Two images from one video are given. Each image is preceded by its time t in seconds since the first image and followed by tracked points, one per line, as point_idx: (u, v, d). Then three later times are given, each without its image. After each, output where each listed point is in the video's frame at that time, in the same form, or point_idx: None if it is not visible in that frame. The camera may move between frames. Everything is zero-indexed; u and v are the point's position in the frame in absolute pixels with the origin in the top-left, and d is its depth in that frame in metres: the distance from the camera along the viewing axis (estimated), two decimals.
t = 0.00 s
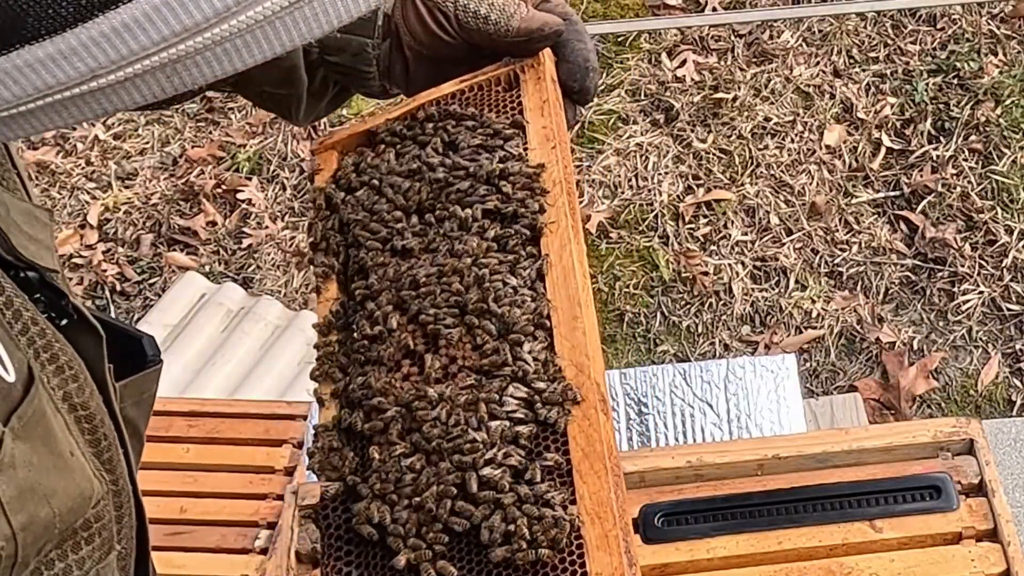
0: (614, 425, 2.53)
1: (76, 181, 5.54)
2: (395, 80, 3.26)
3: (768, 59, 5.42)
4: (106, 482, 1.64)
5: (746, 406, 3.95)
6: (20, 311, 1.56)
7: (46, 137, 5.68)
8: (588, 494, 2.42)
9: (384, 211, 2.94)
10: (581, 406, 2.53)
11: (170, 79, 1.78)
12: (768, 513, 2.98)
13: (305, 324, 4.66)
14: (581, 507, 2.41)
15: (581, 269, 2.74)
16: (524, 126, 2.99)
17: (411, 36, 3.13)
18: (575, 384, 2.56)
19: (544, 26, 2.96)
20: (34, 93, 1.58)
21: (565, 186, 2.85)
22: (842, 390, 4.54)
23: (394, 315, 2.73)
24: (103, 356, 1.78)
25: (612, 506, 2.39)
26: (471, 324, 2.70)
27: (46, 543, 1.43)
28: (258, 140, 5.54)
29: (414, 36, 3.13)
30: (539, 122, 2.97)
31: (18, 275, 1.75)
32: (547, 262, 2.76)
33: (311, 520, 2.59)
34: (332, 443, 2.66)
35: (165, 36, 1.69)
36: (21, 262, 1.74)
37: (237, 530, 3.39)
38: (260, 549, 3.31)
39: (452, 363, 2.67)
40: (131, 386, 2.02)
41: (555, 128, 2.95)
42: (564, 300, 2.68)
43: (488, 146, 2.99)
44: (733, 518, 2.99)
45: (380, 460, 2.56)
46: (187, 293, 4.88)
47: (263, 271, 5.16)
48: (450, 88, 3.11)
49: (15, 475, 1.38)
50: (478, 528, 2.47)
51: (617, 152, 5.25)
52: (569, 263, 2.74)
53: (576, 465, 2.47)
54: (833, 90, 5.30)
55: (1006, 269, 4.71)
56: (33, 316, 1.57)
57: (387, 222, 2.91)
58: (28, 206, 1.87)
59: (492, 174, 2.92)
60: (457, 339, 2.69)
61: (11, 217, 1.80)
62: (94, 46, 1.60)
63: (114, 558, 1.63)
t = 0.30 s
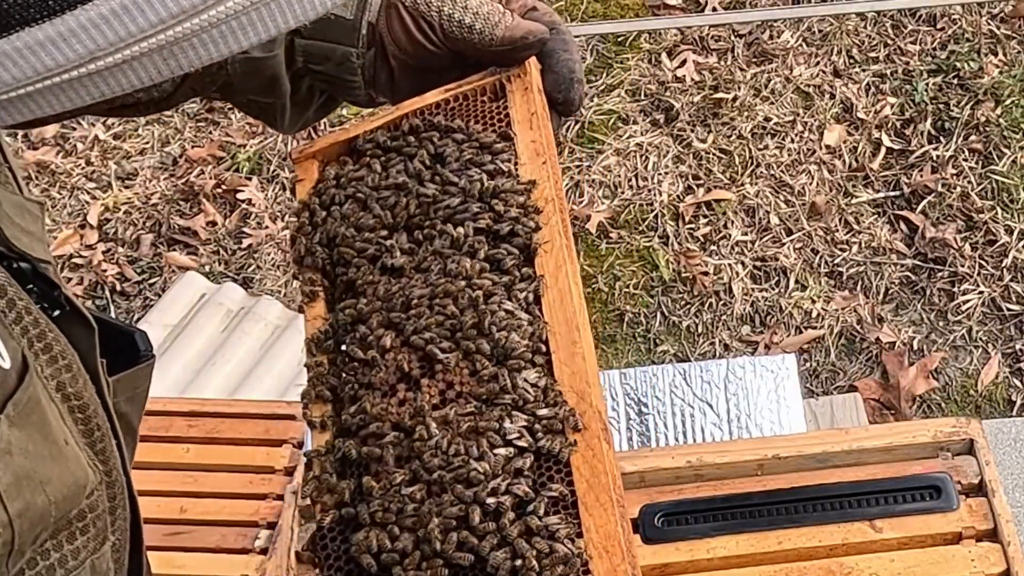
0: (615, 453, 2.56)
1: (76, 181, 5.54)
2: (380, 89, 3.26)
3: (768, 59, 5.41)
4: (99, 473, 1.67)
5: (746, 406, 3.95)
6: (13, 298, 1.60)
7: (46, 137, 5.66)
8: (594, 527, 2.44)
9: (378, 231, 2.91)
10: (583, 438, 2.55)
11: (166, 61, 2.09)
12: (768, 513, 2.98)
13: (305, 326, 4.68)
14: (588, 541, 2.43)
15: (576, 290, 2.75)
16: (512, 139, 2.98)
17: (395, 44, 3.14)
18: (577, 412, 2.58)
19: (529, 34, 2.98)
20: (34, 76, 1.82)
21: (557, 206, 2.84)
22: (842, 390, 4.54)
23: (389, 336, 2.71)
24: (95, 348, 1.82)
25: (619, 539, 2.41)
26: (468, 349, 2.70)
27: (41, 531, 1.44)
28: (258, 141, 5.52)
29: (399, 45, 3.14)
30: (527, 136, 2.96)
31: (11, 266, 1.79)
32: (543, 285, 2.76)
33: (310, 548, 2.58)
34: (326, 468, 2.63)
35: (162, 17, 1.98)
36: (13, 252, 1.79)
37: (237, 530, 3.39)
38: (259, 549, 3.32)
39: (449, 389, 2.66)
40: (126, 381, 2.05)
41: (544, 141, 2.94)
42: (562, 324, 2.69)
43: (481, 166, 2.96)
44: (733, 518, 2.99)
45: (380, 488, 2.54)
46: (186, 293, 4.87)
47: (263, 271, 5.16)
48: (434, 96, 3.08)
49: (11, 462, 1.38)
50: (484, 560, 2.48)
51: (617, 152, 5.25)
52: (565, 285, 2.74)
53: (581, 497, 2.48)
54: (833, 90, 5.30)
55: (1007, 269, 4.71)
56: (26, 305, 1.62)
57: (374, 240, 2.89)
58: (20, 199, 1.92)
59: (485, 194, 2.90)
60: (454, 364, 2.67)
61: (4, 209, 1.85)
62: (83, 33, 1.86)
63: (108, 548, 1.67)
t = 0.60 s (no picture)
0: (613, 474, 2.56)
1: (76, 180, 5.53)
2: (369, 90, 3.35)
3: (768, 59, 5.41)
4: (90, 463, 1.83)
5: (745, 405, 3.94)
6: (9, 293, 1.76)
7: (46, 137, 5.66)
8: (593, 548, 2.44)
9: (370, 245, 2.92)
10: (580, 460, 2.55)
11: (160, 43, 2.11)
12: (769, 513, 2.98)
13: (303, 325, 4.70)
14: (588, 562, 2.42)
15: (568, 302, 2.76)
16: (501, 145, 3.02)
17: (381, 47, 3.24)
18: (572, 429, 2.58)
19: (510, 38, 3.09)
20: (28, 60, 1.87)
21: (549, 215, 2.86)
22: (842, 390, 4.54)
23: (380, 351, 2.72)
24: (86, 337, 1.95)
25: (618, 560, 2.41)
26: (461, 365, 2.70)
27: (35, 519, 1.63)
28: (258, 141, 5.52)
29: (384, 47, 3.24)
30: (515, 140, 3.00)
31: (3, 257, 1.90)
32: (534, 297, 2.77)
33: (307, 569, 2.56)
34: (320, 487, 2.63)
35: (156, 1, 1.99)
36: (6, 244, 1.90)
37: (238, 531, 3.40)
38: (260, 549, 3.33)
39: (443, 408, 2.68)
40: (118, 375, 2.14)
41: (532, 146, 2.97)
42: (555, 339, 2.70)
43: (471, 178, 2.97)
44: (733, 518, 2.99)
45: (376, 507, 2.55)
46: (186, 294, 4.88)
47: (263, 271, 5.16)
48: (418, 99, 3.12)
49: (6, 451, 1.56)
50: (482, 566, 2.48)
51: (617, 152, 5.25)
52: (558, 300, 2.75)
53: (579, 517, 2.48)
54: (833, 90, 5.30)
55: (1007, 269, 4.71)
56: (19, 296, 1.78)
57: (361, 252, 2.90)
58: (10, 190, 2.00)
59: (475, 202, 2.92)
60: (447, 382, 2.69)
61: None
62: (85, 14, 1.90)
63: (100, 539, 1.85)
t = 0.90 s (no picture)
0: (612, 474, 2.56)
1: (76, 180, 5.53)
2: (365, 88, 3.25)
3: (768, 59, 5.41)
4: (86, 455, 1.83)
5: (745, 405, 3.94)
6: (5, 285, 1.77)
7: (46, 137, 5.66)
8: (592, 546, 2.43)
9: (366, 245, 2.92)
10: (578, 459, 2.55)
11: (157, 35, 2.12)
12: (768, 512, 2.98)
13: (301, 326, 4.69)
14: (586, 561, 2.42)
15: (566, 303, 2.75)
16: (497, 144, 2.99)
17: (377, 45, 3.12)
18: (571, 427, 2.58)
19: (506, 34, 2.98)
20: (25, 48, 1.88)
21: (546, 216, 2.85)
22: (842, 390, 4.54)
23: (378, 350, 2.72)
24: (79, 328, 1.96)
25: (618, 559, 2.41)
26: (458, 364, 2.69)
27: (32, 509, 1.63)
28: (258, 141, 5.52)
29: (379, 45, 3.12)
30: (512, 140, 2.98)
31: None
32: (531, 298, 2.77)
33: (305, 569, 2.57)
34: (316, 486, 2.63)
35: None
36: None
37: (237, 531, 3.40)
38: (260, 549, 3.33)
39: (440, 405, 2.67)
40: (112, 372, 2.14)
41: (529, 146, 2.95)
42: (553, 338, 2.70)
43: (466, 177, 2.96)
44: (733, 518, 2.99)
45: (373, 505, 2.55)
46: (186, 294, 4.88)
47: (263, 271, 5.17)
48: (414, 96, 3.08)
49: (3, 441, 1.57)
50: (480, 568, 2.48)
51: (617, 152, 5.25)
52: (556, 300, 2.75)
53: (578, 516, 2.48)
54: (833, 90, 5.30)
55: (1007, 269, 4.71)
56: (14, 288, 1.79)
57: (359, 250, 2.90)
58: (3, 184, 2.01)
59: (471, 199, 2.91)
60: (444, 380, 2.68)
61: None
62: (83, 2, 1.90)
63: (96, 531, 1.85)
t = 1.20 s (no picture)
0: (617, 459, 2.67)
1: (76, 180, 5.53)
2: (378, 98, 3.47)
3: (768, 59, 5.41)
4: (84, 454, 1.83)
5: (746, 405, 3.95)
6: (4, 283, 1.77)
7: (46, 137, 5.65)
8: (598, 527, 2.55)
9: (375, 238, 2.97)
10: (586, 442, 2.65)
11: (154, 35, 2.16)
12: (768, 512, 2.98)
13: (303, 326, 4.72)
14: (591, 541, 2.53)
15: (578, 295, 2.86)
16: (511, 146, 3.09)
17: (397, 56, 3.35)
18: (581, 411, 2.68)
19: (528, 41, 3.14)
20: (27, 47, 1.87)
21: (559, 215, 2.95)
22: (842, 390, 4.54)
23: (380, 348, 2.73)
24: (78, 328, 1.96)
25: (622, 540, 2.52)
26: (470, 345, 2.79)
27: (31, 507, 1.63)
28: (258, 141, 5.53)
29: (400, 56, 3.35)
30: (527, 144, 3.08)
31: None
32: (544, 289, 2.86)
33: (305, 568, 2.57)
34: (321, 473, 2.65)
35: None
36: None
37: (237, 530, 3.40)
38: (260, 549, 3.33)
39: (449, 384, 2.76)
40: (115, 373, 2.15)
41: (543, 151, 3.06)
42: (565, 328, 2.80)
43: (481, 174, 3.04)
44: (734, 518, 2.99)
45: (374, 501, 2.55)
46: (186, 294, 4.87)
47: (263, 271, 5.17)
48: (433, 98, 3.19)
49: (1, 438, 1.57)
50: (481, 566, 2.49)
51: (617, 152, 5.25)
52: (567, 292, 2.86)
53: (584, 496, 2.59)
54: (833, 90, 5.30)
55: (1007, 269, 4.71)
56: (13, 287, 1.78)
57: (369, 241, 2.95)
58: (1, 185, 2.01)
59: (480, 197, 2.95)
60: (455, 361, 2.77)
61: None
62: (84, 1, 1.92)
63: (95, 531, 1.85)
